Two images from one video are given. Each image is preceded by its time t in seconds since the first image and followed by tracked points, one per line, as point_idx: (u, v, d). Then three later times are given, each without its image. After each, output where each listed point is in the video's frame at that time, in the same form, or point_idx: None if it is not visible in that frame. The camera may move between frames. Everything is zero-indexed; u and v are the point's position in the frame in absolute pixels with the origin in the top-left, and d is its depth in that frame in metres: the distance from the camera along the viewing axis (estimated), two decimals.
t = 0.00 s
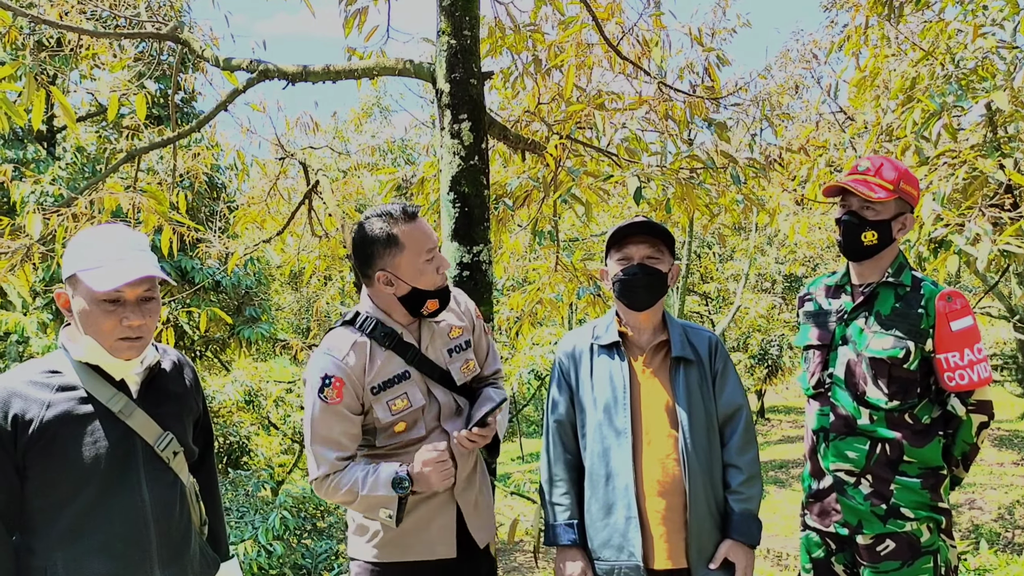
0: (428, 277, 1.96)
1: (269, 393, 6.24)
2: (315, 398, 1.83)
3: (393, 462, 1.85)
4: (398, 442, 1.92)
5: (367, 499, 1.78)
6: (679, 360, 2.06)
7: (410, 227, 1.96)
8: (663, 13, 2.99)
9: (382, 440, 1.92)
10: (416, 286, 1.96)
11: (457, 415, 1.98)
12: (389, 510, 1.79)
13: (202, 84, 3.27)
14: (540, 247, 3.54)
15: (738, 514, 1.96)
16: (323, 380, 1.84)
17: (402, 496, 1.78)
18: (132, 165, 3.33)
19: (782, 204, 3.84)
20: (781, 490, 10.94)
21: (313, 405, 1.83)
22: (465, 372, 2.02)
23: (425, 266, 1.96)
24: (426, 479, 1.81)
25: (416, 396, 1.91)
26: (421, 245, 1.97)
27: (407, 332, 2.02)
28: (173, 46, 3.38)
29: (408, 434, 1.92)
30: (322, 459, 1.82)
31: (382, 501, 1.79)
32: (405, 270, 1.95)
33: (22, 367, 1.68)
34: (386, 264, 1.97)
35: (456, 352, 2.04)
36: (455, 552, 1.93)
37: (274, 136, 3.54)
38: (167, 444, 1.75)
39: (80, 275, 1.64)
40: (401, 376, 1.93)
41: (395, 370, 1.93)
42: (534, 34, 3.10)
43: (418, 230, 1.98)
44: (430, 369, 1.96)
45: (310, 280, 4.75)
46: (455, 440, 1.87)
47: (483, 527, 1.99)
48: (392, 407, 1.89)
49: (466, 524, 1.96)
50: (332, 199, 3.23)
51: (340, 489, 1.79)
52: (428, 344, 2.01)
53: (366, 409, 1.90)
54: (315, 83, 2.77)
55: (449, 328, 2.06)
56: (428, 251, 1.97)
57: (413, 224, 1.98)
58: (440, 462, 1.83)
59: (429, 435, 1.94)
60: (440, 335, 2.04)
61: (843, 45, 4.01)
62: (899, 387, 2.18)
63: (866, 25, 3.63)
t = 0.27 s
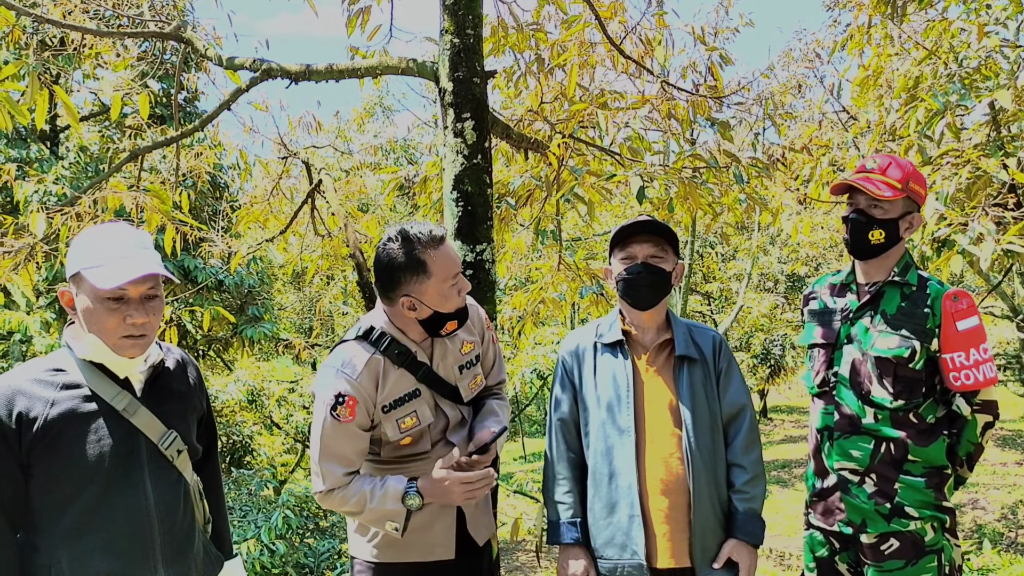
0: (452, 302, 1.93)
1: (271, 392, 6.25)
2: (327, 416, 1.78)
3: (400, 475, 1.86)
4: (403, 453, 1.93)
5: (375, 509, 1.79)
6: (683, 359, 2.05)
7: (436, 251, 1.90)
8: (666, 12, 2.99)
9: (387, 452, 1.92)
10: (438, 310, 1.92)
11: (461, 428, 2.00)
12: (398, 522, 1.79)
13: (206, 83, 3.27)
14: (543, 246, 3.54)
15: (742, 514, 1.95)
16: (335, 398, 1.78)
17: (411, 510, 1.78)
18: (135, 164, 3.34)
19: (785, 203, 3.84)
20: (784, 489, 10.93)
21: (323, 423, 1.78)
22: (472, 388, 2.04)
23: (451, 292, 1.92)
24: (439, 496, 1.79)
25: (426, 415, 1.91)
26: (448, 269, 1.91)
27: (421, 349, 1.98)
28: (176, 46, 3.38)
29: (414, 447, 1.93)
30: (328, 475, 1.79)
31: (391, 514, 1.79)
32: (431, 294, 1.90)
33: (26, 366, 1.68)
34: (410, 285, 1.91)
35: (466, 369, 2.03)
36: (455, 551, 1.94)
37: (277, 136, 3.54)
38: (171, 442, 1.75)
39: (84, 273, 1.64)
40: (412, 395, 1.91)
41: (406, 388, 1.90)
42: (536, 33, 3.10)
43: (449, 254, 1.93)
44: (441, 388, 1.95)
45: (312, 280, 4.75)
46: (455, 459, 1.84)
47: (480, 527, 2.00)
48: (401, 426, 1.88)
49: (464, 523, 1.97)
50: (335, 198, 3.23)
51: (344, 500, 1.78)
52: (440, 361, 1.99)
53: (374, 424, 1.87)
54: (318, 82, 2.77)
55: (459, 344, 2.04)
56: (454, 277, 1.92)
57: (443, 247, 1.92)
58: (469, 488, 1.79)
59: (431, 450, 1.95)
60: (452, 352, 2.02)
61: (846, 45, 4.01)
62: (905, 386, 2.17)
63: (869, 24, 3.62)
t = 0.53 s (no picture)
0: (468, 321, 1.92)
1: (275, 392, 6.15)
2: (336, 428, 1.76)
3: (405, 483, 1.86)
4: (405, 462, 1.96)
5: (384, 518, 1.79)
6: (686, 359, 2.06)
7: (458, 272, 1.86)
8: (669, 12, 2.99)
9: (390, 460, 1.95)
10: (454, 329, 1.91)
11: (462, 440, 2.03)
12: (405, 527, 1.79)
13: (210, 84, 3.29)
14: (546, 246, 3.55)
15: (744, 513, 1.96)
16: (346, 411, 1.77)
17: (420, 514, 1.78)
18: (140, 164, 3.35)
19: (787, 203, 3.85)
20: (786, 489, 10.93)
21: (332, 436, 1.77)
22: (479, 403, 2.06)
23: (469, 314, 1.91)
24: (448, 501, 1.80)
25: (431, 431, 1.93)
26: (468, 290, 1.89)
27: (432, 365, 1.97)
28: (181, 46, 3.40)
29: (417, 458, 1.96)
30: (334, 488, 1.78)
31: (399, 521, 1.79)
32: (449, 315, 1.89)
33: (33, 365, 1.70)
34: (429, 304, 1.88)
35: (474, 384, 2.05)
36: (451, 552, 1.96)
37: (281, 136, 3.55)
38: (176, 441, 1.76)
39: (90, 273, 1.65)
40: (419, 410, 1.92)
41: (415, 403, 1.91)
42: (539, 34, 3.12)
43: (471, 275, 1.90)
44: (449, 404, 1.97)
45: (316, 279, 4.77)
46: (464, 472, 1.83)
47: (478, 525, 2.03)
48: (407, 440, 1.90)
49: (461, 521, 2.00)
50: (339, 198, 3.24)
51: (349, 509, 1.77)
52: (449, 377, 1.99)
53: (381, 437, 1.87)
54: (322, 82, 2.78)
55: (469, 358, 2.04)
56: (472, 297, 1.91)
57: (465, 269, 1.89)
58: (477, 492, 1.79)
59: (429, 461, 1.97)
60: (462, 367, 2.02)
61: (848, 45, 4.02)
62: (910, 386, 2.18)
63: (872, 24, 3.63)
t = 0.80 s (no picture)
0: (471, 339, 1.91)
1: (278, 392, 6.21)
2: (339, 445, 1.76)
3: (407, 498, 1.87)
4: (405, 477, 1.96)
5: (388, 534, 1.80)
6: (686, 359, 2.05)
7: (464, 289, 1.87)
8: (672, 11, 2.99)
9: (391, 477, 1.95)
10: (459, 346, 1.90)
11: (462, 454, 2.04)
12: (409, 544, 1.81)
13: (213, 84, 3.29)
14: (549, 246, 3.56)
15: (744, 514, 1.95)
16: (350, 429, 1.77)
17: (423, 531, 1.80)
18: (144, 164, 3.36)
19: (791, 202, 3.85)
20: (789, 489, 10.92)
21: (335, 454, 1.76)
22: (479, 419, 2.06)
23: (473, 330, 1.90)
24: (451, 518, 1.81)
25: (432, 447, 1.93)
26: (472, 307, 1.89)
27: (434, 383, 1.95)
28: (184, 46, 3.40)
29: (417, 473, 1.96)
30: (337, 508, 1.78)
31: (403, 538, 1.80)
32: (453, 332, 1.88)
33: (39, 364, 1.70)
34: (433, 321, 1.87)
35: (474, 401, 2.04)
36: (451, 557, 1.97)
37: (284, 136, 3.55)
38: (181, 440, 1.76)
39: (95, 273, 1.65)
40: (421, 427, 1.91)
41: (416, 420, 1.90)
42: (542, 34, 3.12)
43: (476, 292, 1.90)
44: (450, 422, 1.96)
45: (319, 279, 4.77)
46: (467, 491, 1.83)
47: (479, 530, 2.03)
48: (408, 457, 1.89)
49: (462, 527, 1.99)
50: (342, 198, 3.24)
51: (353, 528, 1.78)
52: (450, 394, 1.98)
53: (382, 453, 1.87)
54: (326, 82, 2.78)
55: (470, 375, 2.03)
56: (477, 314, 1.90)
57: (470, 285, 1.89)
58: (480, 507, 1.81)
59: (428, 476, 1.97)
60: (463, 384, 2.01)
61: (852, 44, 4.01)
62: (918, 386, 2.17)
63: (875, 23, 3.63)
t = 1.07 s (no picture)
0: (470, 341, 1.91)
1: (281, 391, 6.24)
2: (337, 444, 1.76)
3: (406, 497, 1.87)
4: (404, 478, 1.96)
5: (388, 535, 1.80)
6: (686, 360, 2.05)
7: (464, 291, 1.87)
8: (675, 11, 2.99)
9: (390, 479, 1.95)
10: (458, 346, 1.90)
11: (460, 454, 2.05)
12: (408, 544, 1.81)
13: (217, 84, 3.29)
14: (552, 246, 3.56)
15: (741, 516, 1.95)
16: (348, 430, 1.76)
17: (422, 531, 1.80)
18: (147, 164, 3.36)
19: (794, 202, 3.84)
20: (792, 489, 10.91)
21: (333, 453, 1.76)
22: (477, 419, 2.07)
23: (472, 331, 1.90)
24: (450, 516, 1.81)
25: (430, 447, 1.93)
26: (472, 308, 1.89)
27: (432, 384, 1.95)
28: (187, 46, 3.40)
29: (415, 474, 1.96)
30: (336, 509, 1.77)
31: (402, 538, 1.80)
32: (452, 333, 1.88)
33: (43, 364, 1.70)
34: (432, 321, 1.87)
35: (472, 402, 2.04)
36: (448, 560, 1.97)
37: (287, 136, 3.55)
38: (186, 440, 1.77)
39: (101, 272, 1.65)
40: (419, 428, 1.92)
41: (415, 421, 1.91)
42: (546, 34, 3.12)
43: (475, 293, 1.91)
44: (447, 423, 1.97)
45: (322, 279, 4.78)
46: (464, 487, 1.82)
47: (478, 528, 2.03)
48: (406, 457, 1.90)
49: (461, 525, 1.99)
50: (346, 198, 3.25)
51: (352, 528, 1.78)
52: (448, 394, 1.99)
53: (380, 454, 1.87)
54: (329, 82, 2.78)
55: (468, 375, 2.03)
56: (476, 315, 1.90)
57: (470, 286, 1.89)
58: (478, 504, 1.79)
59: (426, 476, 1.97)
60: (461, 385, 2.01)
61: (855, 44, 4.01)
62: (924, 386, 2.17)
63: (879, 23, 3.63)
